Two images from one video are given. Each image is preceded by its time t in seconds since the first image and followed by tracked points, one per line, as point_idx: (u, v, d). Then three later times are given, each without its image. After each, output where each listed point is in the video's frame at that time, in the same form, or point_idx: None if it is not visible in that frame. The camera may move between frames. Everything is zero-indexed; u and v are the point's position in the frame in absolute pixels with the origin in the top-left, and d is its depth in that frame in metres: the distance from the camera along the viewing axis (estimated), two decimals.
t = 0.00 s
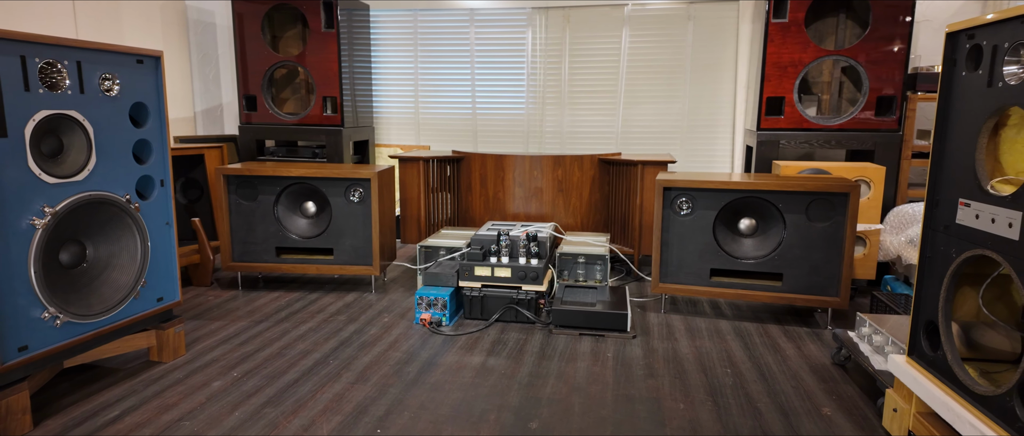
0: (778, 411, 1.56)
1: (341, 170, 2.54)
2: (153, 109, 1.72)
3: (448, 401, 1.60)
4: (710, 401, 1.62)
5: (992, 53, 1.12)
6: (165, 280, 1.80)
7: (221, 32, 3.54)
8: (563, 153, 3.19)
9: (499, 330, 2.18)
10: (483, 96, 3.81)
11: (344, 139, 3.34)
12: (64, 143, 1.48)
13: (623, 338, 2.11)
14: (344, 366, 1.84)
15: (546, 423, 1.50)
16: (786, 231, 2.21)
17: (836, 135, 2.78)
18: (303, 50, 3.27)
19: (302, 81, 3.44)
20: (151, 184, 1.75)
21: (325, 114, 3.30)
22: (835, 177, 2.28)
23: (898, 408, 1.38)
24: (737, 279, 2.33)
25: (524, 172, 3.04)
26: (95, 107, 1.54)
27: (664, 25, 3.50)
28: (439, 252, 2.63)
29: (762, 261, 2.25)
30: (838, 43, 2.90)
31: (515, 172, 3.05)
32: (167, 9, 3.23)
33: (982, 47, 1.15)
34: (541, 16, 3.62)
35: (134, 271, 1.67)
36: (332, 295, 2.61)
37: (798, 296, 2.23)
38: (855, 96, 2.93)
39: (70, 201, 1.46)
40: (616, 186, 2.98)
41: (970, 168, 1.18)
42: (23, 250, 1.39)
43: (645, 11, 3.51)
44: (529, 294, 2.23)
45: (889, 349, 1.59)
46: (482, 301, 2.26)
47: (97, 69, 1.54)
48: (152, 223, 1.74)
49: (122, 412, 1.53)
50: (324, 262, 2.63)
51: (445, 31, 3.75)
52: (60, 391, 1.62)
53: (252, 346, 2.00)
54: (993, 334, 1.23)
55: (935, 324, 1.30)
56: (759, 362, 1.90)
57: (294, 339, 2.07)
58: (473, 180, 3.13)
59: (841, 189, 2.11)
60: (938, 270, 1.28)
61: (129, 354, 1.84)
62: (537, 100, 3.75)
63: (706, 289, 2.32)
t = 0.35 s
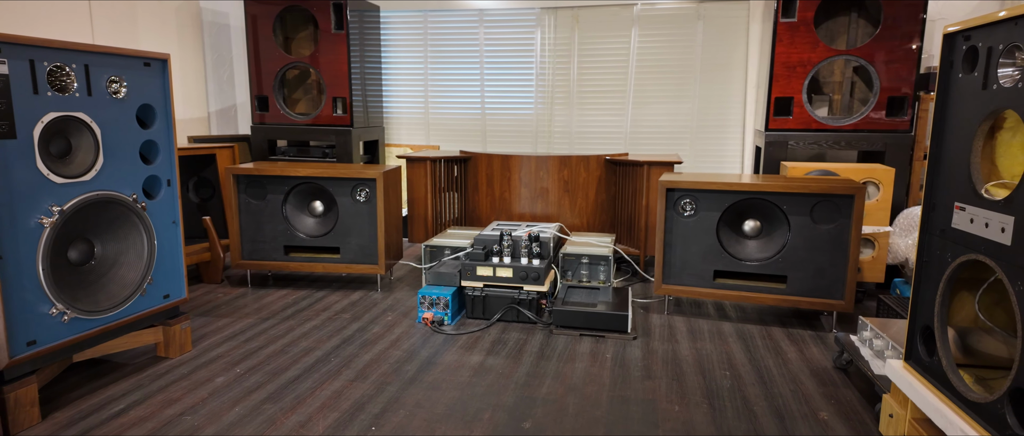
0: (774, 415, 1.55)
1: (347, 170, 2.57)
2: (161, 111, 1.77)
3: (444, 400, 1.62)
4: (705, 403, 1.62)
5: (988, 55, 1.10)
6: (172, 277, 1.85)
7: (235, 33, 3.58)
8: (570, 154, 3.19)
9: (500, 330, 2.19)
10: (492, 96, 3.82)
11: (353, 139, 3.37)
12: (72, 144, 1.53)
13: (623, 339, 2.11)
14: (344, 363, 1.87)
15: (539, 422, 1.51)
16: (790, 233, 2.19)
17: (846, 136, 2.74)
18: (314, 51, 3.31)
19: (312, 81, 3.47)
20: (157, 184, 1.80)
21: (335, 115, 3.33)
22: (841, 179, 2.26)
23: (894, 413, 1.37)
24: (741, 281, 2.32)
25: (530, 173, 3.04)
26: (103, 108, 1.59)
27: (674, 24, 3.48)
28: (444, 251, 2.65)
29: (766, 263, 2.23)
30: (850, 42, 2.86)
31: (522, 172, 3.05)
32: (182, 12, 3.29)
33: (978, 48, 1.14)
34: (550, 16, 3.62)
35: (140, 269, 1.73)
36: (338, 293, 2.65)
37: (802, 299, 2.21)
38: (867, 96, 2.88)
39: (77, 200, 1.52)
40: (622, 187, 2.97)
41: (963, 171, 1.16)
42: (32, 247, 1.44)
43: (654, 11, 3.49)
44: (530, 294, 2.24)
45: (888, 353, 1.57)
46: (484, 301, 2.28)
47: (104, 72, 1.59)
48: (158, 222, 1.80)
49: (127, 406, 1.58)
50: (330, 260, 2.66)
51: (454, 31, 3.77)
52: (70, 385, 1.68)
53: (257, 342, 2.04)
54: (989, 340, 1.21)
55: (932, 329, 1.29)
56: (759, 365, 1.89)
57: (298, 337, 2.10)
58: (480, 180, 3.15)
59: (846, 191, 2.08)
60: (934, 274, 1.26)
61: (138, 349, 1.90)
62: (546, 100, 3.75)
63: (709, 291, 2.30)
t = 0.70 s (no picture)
0: (774, 420, 1.54)
1: (351, 170, 2.57)
2: (164, 112, 1.79)
3: (442, 401, 1.62)
4: (705, 408, 1.61)
5: (992, 57, 1.08)
6: (175, 277, 1.87)
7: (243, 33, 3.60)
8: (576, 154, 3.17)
9: (502, 331, 2.19)
10: (498, 95, 3.80)
11: (359, 138, 3.37)
12: (76, 145, 1.55)
13: (625, 341, 2.10)
14: (345, 363, 1.87)
15: (536, 425, 1.51)
16: (796, 235, 2.16)
17: (855, 136, 2.70)
18: (320, 51, 3.31)
19: (320, 81, 3.47)
20: (161, 184, 1.82)
21: (341, 114, 3.34)
22: (848, 181, 2.23)
23: (896, 421, 1.36)
24: (746, 283, 2.29)
25: (535, 173, 3.03)
26: (106, 110, 1.61)
27: (682, 23, 3.45)
28: (448, 251, 2.66)
29: (772, 266, 2.21)
30: (861, 41, 2.81)
31: (526, 172, 3.04)
32: (191, 12, 3.32)
33: (983, 50, 1.11)
34: (557, 15, 3.60)
35: (144, 268, 1.75)
36: (342, 292, 2.66)
37: (808, 302, 2.18)
38: (877, 96, 2.83)
39: (79, 201, 1.54)
40: (628, 187, 2.95)
41: (966, 176, 1.14)
42: (35, 247, 1.46)
43: (662, 10, 3.46)
44: (532, 295, 2.23)
45: (892, 359, 1.57)
46: (486, 302, 2.28)
47: (107, 73, 1.60)
48: (162, 221, 1.82)
49: (128, 404, 1.60)
50: (334, 260, 2.67)
51: (461, 31, 3.76)
52: (74, 383, 1.70)
53: (260, 341, 2.05)
54: (993, 347, 1.19)
55: (934, 336, 1.28)
56: (762, 369, 1.87)
57: (301, 336, 2.12)
58: (485, 180, 3.14)
59: (853, 193, 2.05)
60: (937, 280, 1.24)
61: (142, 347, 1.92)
62: (553, 100, 3.73)
63: (713, 293, 2.28)
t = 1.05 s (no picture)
0: (774, 426, 1.52)
1: (352, 170, 2.56)
2: (162, 112, 1.80)
3: (438, 404, 1.61)
4: (703, 412, 1.59)
5: (995, 56, 1.05)
6: (173, 277, 1.88)
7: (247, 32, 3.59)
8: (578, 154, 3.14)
9: (501, 332, 2.18)
10: (501, 95, 3.78)
11: (362, 138, 3.35)
12: (73, 145, 1.55)
13: (625, 343, 2.08)
14: (342, 364, 1.87)
15: (531, 429, 1.49)
16: (799, 237, 2.13)
17: (861, 137, 2.66)
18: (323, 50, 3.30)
19: (323, 80, 3.47)
20: (159, 184, 1.82)
21: (343, 114, 3.33)
22: (852, 182, 2.20)
23: (897, 428, 1.35)
24: (748, 285, 2.27)
25: (537, 173, 3.00)
26: (103, 110, 1.61)
27: (687, 22, 3.42)
28: (449, 252, 2.65)
29: (774, 268, 2.18)
30: (867, 40, 2.77)
31: (528, 172, 3.02)
32: (195, 11, 3.32)
33: (986, 50, 1.09)
34: (560, 14, 3.58)
35: (141, 268, 1.76)
36: (343, 292, 2.65)
37: (810, 305, 2.16)
38: (884, 96, 2.79)
39: (76, 201, 1.54)
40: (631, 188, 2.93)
41: (969, 178, 1.12)
42: (31, 247, 1.47)
43: (666, 9, 3.43)
44: (532, 297, 2.22)
45: (895, 364, 1.54)
46: (486, 302, 2.26)
47: (104, 73, 1.61)
48: (160, 221, 1.82)
49: (125, 404, 1.60)
50: (335, 260, 2.66)
51: (464, 30, 3.74)
52: (72, 383, 1.71)
53: (259, 342, 2.05)
54: (996, 354, 1.16)
55: (937, 342, 1.26)
56: (763, 373, 1.85)
57: (299, 336, 2.11)
58: (487, 180, 3.12)
59: (857, 195, 2.02)
60: (941, 284, 1.23)
61: (141, 347, 1.93)
62: (556, 99, 3.71)
63: (715, 295, 2.26)
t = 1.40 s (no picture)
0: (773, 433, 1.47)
1: (347, 168, 2.53)
2: (149, 109, 1.77)
3: (427, 408, 1.57)
4: (700, 419, 1.54)
5: (1006, 48, 1.00)
6: (161, 277, 1.85)
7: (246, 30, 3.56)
8: (579, 152, 3.08)
9: (496, 334, 2.13)
10: (502, 92, 3.73)
11: (360, 136, 3.30)
12: (56, 142, 1.53)
13: (623, 346, 2.03)
14: (332, 367, 1.83)
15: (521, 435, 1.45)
16: (803, 238, 2.08)
17: (868, 135, 2.60)
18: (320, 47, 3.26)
19: (322, 78, 3.44)
20: (146, 182, 1.80)
21: (341, 112, 3.28)
22: (858, 181, 2.14)
23: None
24: (750, 287, 2.21)
25: (537, 171, 2.94)
26: (87, 106, 1.58)
27: (690, 18, 3.35)
28: (445, 251, 2.60)
29: (777, 269, 2.12)
30: (875, 36, 2.71)
31: (528, 171, 2.96)
32: (192, 8, 3.29)
33: (997, 42, 1.03)
34: (561, 10, 3.52)
35: (128, 268, 1.73)
36: (338, 292, 2.61)
37: (814, 307, 2.10)
38: (892, 93, 2.72)
39: (58, 199, 1.51)
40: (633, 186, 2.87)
41: (979, 177, 1.06)
42: (11, 247, 1.44)
43: (669, 4, 3.37)
44: (528, 298, 2.17)
45: (900, 370, 1.48)
46: (481, 304, 2.22)
47: (88, 69, 1.58)
48: (148, 221, 1.79)
49: (108, 406, 1.57)
50: (330, 259, 2.62)
51: (464, 27, 3.69)
52: (57, 384, 1.68)
53: (250, 342, 2.02)
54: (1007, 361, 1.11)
55: (943, 347, 1.22)
56: (764, 378, 1.80)
57: (291, 337, 2.08)
58: (486, 179, 3.07)
59: (863, 194, 1.96)
60: (948, 288, 1.18)
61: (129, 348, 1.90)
62: (557, 97, 3.66)
63: (716, 297, 2.20)
